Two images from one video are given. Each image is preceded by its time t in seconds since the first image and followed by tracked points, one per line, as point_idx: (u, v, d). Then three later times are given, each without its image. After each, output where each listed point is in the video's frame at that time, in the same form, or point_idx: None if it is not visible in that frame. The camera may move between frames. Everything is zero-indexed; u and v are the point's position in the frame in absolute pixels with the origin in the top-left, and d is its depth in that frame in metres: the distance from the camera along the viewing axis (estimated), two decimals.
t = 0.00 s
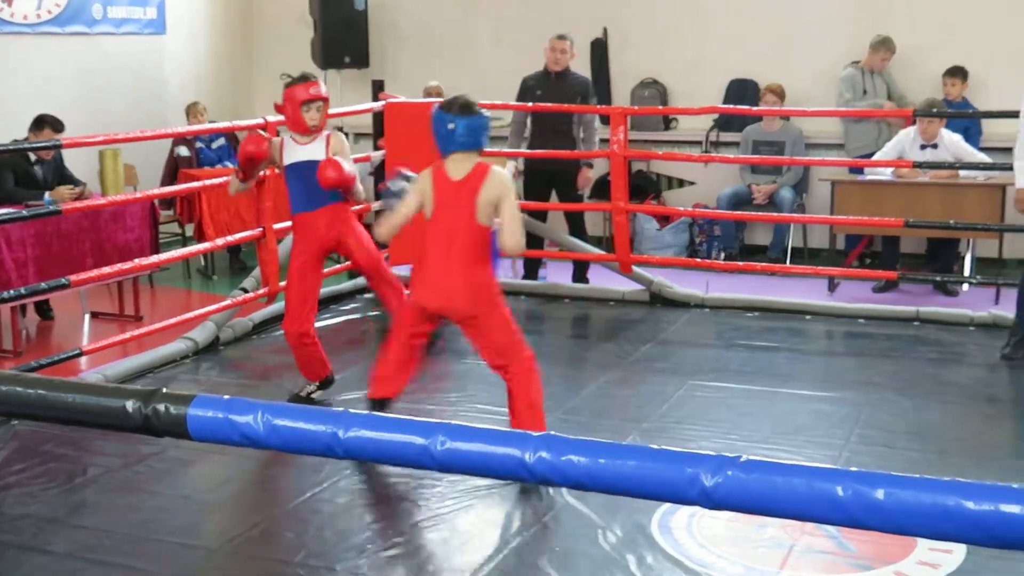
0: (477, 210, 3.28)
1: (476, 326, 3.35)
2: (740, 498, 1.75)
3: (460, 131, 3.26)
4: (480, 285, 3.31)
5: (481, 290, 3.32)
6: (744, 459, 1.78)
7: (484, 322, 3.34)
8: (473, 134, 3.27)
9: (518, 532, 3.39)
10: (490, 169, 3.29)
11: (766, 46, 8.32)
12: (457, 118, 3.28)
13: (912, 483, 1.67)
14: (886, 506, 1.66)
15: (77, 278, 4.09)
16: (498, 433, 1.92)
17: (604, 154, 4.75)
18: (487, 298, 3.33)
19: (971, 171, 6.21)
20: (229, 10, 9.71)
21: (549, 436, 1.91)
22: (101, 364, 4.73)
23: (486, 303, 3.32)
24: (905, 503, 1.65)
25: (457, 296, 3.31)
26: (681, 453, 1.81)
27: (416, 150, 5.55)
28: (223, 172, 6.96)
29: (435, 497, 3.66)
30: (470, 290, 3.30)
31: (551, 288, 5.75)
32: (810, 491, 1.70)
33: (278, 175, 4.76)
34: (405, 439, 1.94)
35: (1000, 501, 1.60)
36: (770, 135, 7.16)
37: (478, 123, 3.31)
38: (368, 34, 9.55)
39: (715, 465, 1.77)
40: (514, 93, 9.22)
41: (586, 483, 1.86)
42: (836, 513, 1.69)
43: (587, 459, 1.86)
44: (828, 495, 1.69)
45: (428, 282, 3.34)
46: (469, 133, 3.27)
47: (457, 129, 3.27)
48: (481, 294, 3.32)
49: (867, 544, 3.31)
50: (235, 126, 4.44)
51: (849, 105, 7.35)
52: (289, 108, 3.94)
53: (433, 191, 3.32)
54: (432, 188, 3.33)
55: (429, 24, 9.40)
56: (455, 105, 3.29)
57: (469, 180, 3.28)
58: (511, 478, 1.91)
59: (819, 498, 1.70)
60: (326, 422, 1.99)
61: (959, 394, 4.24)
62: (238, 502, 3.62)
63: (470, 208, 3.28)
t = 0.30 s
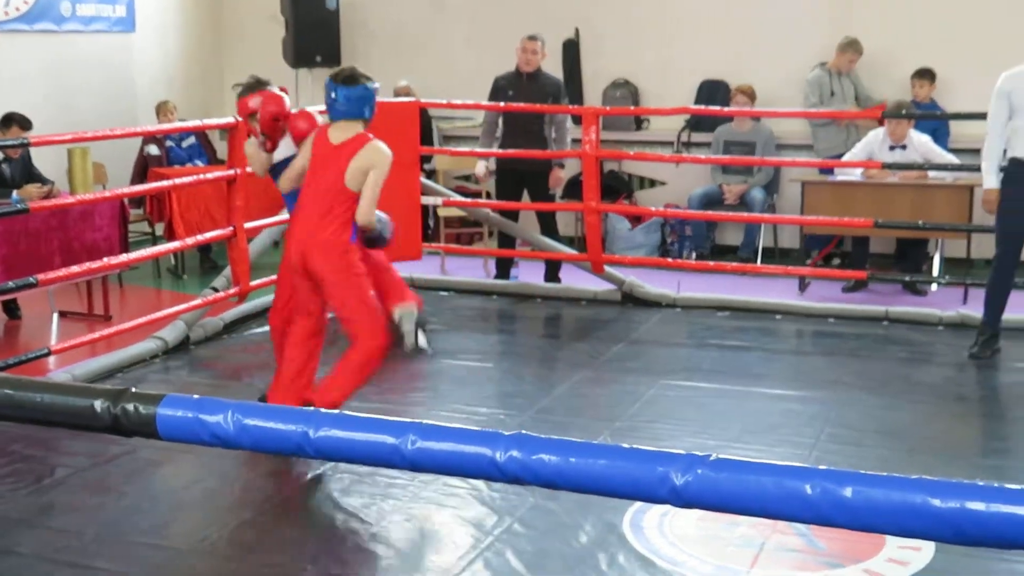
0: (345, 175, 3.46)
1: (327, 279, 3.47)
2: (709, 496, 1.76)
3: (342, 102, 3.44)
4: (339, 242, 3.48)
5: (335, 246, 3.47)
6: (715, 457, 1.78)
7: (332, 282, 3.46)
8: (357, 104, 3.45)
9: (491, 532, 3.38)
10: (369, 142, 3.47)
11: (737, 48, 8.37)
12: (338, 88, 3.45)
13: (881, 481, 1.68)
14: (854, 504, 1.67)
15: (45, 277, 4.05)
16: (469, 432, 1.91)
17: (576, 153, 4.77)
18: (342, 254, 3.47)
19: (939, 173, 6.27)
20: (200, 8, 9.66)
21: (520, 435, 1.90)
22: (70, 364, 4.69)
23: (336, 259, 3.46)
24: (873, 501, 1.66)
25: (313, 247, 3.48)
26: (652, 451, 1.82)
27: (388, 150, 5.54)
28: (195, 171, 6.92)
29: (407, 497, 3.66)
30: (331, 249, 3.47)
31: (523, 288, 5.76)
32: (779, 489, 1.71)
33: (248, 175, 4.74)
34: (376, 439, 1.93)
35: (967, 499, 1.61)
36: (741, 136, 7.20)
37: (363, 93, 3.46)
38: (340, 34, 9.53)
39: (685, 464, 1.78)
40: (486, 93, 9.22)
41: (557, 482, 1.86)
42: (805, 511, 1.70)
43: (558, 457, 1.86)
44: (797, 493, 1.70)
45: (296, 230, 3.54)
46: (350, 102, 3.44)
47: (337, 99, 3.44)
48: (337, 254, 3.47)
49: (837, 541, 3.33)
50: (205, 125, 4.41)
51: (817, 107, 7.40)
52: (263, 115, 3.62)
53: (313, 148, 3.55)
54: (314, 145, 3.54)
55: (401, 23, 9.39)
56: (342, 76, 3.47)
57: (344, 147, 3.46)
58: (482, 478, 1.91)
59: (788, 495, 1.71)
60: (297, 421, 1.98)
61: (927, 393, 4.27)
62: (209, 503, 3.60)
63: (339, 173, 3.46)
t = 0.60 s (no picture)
0: (308, 179, 3.57)
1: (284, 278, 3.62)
2: (697, 496, 1.76)
3: (289, 104, 3.46)
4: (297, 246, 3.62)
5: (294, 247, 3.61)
6: (703, 457, 1.79)
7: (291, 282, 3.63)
8: (302, 107, 3.46)
9: (478, 533, 3.38)
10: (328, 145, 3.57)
11: (722, 49, 8.39)
12: (286, 93, 3.47)
13: (868, 481, 1.69)
14: (842, 504, 1.67)
15: (30, 278, 4.02)
16: (458, 433, 1.91)
17: (562, 154, 4.77)
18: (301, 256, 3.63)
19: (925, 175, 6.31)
20: (185, 7, 9.62)
21: (508, 435, 1.90)
22: (54, 365, 4.66)
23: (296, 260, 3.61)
24: (860, 501, 1.66)
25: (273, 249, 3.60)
26: (641, 451, 1.82)
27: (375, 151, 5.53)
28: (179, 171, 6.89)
29: (394, 498, 3.65)
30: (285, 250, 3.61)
31: (510, 289, 5.76)
32: (767, 489, 1.71)
33: (234, 175, 4.73)
34: (363, 439, 1.93)
35: (954, 499, 1.62)
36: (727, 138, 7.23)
37: (308, 96, 3.47)
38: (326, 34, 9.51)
39: (673, 464, 1.78)
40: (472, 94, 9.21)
41: (545, 482, 1.86)
42: (792, 511, 1.70)
43: (546, 458, 1.86)
44: (785, 493, 1.70)
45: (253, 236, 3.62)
46: (296, 104, 3.45)
47: (284, 102, 3.46)
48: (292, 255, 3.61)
49: (823, 542, 3.34)
50: (190, 126, 4.39)
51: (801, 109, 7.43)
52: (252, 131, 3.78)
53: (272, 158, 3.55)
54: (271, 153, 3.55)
55: (387, 23, 9.38)
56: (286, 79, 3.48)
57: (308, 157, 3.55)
58: (470, 478, 1.90)
59: (775, 495, 1.72)
60: (284, 421, 1.98)
61: (912, 393, 4.30)
62: (194, 504, 3.58)
63: (300, 178, 3.56)
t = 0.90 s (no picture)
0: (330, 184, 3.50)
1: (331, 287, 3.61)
2: (728, 496, 1.76)
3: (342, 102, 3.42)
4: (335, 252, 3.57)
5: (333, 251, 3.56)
6: (734, 457, 1.78)
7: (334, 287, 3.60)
8: (352, 106, 3.42)
9: (503, 533, 3.38)
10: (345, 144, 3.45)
11: (750, 49, 8.37)
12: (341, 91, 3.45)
13: (900, 483, 1.68)
14: (873, 505, 1.67)
15: (61, 277, 4.05)
16: (487, 432, 1.91)
17: (591, 154, 4.77)
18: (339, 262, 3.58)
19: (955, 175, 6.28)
20: (212, 8, 9.66)
21: (538, 435, 1.90)
22: (83, 364, 4.70)
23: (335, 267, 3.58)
24: (892, 502, 1.66)
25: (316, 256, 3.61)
26: (671, 452, 1.81)
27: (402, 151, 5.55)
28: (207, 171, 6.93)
29: (419, 497, 3.66)
30: (329, 257, 3.58)
31: (536, 289, 5.76)
32: (798, 489, 1.71)
33: (262, 176, 4.74)
34: (393, 438, 1.93)
35: (988, 501, 1.61)
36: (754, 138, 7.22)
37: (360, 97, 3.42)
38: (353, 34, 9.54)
39: (703, 464, 1.78)
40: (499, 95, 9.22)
41: (574, 482, 1.86)
42: (823, 512, 1.70)
43: (575, 458, 1.86)
44: (816, 494, 1.69)
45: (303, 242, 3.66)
46: (346, 104, 3.42)
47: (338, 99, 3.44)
48: (337, 260, 3.58)
49: (853, 543, 3.33)
50: (219, 126, 4.41)
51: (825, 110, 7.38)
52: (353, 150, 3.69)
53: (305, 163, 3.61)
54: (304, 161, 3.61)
55: (414, 24, 9.40)
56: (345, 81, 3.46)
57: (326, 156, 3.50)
58: (499, 477, 1.90)
59: (806, 496, 1.71)
60: (315, 420, 1.98)
61: (942, 394, 4.27)
62: (223, 502, 3.60)
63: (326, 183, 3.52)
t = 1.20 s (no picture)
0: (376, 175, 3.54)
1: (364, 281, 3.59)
2: (739, 499, 1.75)
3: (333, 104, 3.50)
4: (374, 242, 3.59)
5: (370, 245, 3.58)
6: (745, 459, 1.78)
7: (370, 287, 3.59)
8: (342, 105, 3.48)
9: (515, 534, 3.38)
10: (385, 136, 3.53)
11: (762, 49, 8.35)
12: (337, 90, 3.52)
13: (913, 485, 1.67)
14: (884, 508, 1.66)
15: (74, 277, 4.07)
16: (498, 433, 1.91)
17: (602, 155, 4.78)
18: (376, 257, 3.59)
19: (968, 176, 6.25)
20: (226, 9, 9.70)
21: (548, 437, 1.90)
22: (96, 365, 4.72)
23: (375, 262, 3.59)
24: (904, 505, 1.65)
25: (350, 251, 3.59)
26: (683, 454, 1.81)
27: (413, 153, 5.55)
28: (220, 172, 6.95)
29: (431, 498, 3.66)
30: (367, 249, 3.58)
31: (547, 291, 5.76)
32: (809, 492, 1.70)
33: (274, 176, 4.75)
34: (404, 439, 1.93)
35: (1000, 504, 1.60)
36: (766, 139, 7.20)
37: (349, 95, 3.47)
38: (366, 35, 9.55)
39: (714, 466, 1.77)
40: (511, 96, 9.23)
41: (585, 484, 1.85)
42: (834, 515, 1.68)
43: (586, 459, 1.85)
44: (827, 497, 1.68)
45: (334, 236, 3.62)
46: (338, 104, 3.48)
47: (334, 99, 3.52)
48: (375, 252, 3.58)
49: (864, 546, 3.31)
50: (231, 126, 4.42)
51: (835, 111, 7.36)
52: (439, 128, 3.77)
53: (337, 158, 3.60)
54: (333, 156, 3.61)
55: (426, 25, 9.41)
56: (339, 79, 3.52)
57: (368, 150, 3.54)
58: (510, 479, 1.90)
59: (818, 499, 1.70)
60: (326, 421, 1.98)
61: (954, 397, 4.25)
62: (234, 502, 3.61)
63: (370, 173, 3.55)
